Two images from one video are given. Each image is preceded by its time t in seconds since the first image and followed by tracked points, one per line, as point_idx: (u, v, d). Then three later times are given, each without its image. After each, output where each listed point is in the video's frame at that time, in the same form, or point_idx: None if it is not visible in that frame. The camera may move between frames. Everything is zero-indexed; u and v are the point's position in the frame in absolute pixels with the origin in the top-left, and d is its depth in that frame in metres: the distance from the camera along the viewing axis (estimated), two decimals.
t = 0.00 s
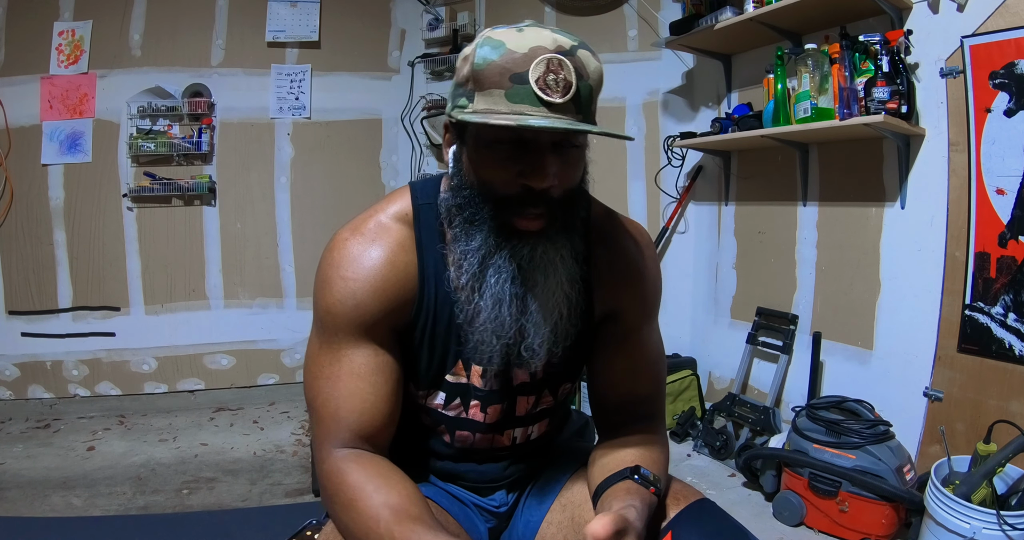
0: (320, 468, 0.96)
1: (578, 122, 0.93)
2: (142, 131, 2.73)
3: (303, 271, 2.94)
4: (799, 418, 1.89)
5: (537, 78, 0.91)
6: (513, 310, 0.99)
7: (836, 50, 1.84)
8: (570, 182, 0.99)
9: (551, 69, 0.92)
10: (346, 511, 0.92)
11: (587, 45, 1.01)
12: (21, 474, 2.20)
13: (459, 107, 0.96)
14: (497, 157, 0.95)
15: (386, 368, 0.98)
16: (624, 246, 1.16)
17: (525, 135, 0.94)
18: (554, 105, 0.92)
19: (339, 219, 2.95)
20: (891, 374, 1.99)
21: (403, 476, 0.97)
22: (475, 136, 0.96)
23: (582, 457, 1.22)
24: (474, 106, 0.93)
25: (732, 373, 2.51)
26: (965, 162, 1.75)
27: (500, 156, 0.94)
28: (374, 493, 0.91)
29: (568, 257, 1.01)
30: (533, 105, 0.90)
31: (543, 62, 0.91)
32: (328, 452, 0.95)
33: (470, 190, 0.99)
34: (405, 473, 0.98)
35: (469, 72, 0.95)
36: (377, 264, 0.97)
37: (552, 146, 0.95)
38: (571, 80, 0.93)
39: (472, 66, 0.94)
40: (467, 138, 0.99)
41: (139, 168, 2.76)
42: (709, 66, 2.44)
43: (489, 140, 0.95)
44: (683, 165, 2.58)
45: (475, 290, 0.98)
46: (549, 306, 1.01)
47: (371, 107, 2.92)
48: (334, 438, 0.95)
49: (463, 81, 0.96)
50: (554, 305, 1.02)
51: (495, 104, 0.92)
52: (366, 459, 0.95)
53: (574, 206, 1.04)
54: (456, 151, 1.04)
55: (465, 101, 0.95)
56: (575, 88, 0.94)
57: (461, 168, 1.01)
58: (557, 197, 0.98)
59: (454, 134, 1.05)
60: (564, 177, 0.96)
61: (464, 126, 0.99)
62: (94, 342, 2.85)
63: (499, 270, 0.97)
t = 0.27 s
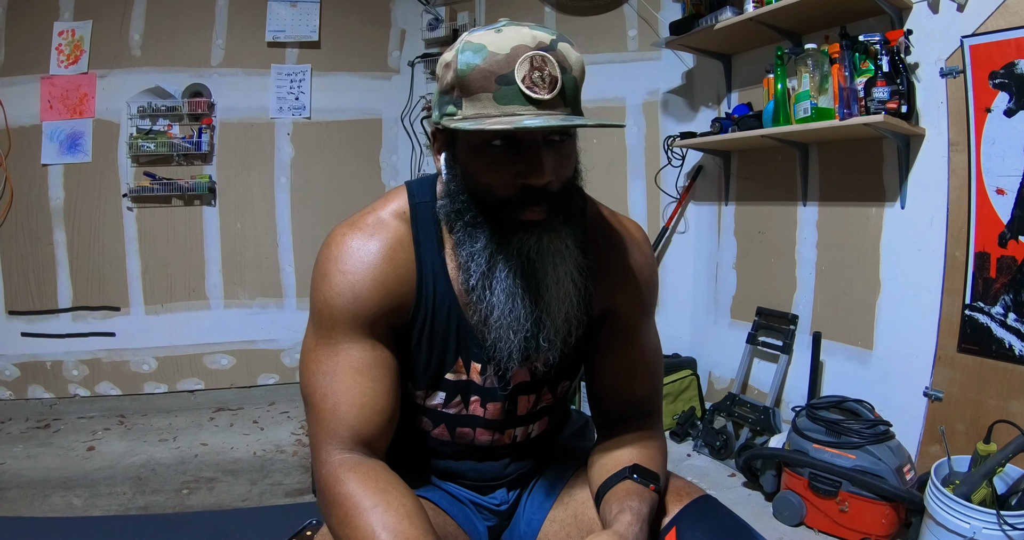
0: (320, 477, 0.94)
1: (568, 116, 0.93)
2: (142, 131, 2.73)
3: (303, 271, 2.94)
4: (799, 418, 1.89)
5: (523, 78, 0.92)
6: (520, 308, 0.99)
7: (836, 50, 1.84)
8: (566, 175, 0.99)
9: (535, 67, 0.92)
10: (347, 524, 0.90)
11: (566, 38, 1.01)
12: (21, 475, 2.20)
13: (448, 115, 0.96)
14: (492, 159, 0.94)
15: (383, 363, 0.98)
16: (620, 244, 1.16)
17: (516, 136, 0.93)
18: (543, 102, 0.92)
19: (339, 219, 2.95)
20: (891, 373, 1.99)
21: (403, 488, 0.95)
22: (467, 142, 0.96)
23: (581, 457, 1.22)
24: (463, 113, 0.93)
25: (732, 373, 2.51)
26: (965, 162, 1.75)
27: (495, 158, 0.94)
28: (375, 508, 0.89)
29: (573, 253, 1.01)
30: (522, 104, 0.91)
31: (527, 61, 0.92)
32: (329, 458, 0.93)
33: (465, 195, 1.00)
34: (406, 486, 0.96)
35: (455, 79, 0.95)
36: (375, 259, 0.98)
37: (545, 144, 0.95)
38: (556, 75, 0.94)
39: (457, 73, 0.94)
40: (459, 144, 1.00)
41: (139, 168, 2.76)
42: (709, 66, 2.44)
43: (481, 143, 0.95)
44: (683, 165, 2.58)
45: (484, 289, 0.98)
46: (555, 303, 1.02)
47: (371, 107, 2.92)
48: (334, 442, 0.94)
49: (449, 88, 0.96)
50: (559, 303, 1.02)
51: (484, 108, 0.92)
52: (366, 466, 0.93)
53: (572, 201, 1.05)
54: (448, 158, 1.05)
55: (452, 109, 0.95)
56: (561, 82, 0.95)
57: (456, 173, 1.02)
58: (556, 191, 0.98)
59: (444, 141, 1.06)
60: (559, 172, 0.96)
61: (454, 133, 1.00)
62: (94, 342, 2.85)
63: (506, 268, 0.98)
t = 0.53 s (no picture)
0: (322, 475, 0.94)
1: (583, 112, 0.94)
2: (142, 131, 2.74)
3: (303, 271, 2.94)
4: (799, 418, 1.89)
5: (542, 71, 0.92)
6: (527, 297, 0.99)
7: (836, 50, 1.84)
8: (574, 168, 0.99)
9: (554, 63, 0.93)
10: (350, 524, 0.89)
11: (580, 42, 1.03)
12: (21, 475, 2.20)
13: (465, 103, 0.95)
14: (507, 149, 0.95)
15: (387, 359, 0.98)
16: (617, 241, 1.16)
17: (532, 127, 0.94)
18: (561, 97, 0.92)
19: (339, 220, 2.95)
20: (891, 373, 1.99)
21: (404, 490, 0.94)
22: (483, 131, 0.96)
23: (582, 456, 1.22)
24: (482, 101, 0.93)
25: (732, 373, 2.51)
26: (965, 162, 1.75)
27: (509, 149, 0.95)
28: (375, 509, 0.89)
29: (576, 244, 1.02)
30: (541, 96, 0.91)
31: (547, 56, 0.92)
32: (331, 455, 0.93)
33: (477, 181, 0.99)
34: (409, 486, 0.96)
35: (473, 69, 0.95)
36: (381, 255, 0.98)
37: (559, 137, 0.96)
38: (573, 73, 0.94)
39: (477, 63, 0.94)
40: (471, 134, 0.99)
41: (139, 168, 2.76)
42: (709, 66, 2.44)
43: (497, 134, 0.95)
44: (683, 165, 2.58)
45: (487, 275, 0.98)
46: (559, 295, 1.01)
47: (371, 107, 2.92)
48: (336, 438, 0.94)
49: (467, 78, 0.95)
50: (564, 292, 1.02)
51: (503, 98, 0.92)
52: (368, 462, 0.94)
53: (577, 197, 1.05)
54: (460, 145, 1.03)
55: (469, 97, 0.94)
56: (577, 80, 0.95)
57: (465, 162, 1.01)
58: (563, 184, 0.99)
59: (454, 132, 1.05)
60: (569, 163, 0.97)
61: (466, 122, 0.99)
62: (94, 342, 2.85)
63: (509, 253, 0.98)
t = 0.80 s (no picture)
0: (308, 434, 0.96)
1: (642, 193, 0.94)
2: (142, 131, 2.74)
3: (303, 271, 2.94)
4: (799, 418, 1.89)
5: (625, 147, 0.89)
6: (531, 319, 1.02)
7: (836, 50, 1.84)
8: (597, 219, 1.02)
9: (639, 141, 0.90)
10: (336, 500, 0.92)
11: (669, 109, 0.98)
12: (21, 475, 2.20)
13: (543, 139, 0.91)
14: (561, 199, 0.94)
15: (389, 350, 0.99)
16: (619, 244, 1.17)
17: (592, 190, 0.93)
18: (628, 176, 0.92)
19: (339, 220, 2.95)
20: (891, 374, 1.99)
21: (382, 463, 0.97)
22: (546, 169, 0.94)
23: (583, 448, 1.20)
24: (559, 150, 0.90)
25: (732, 373, 2.51)
26: (965, 162, 1.75)
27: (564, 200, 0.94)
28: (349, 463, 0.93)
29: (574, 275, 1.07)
30: (612, 171, 0.90)
31: (636, 134, 0.89)
32: (319, 418, 0.95)
33: (515, 203, 0.99)
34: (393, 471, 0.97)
35: (564, 112, 0.90)
36: (392, 247, 0.99)
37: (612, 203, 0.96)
38: (647, 153, 0.92)
39: (571, 110, 0.89)
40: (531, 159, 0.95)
41: (139, 168, 2.76)
42: (710, 66, 2.44)
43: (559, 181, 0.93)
44: (683, 165, 2.59)
45: (500, 296, 1.01)
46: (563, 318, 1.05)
47: (371, 107, 2.92)
48: (325, 400, 0.95)
49: (553, 115, 0.90)
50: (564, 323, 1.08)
51: (581, 158, 0.89)
52: (352, 430, 0.95)
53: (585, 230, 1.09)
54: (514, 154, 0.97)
55: (550, 137, 0.90)
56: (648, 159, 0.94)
57: (517, 180, 0.98)
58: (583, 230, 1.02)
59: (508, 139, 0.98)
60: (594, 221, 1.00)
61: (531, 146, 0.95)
62: (94, 342, 2.85)
63: (523, 281, 1.01)
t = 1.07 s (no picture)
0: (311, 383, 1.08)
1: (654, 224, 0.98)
2: (142, 131, 2.74)
3: (303, 271, 2.93)
4: (799, 418, 1.89)
5: (646, 181, 0.92)
6: (532, 326, 1.04)
7: (836, 50, 1.84)
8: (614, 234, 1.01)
9: (660, 177, 0.93)
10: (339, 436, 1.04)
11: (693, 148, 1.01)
12: (21, 475, 2.20)
13: (568, 162, 0.94)
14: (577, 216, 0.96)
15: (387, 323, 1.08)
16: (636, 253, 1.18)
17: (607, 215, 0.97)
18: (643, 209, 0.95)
19: (338, 220, 2.95)
20: (891, 374, 1.99)
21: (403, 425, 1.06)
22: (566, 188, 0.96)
23: (592, 451, 1.19)
24: (583, 175, 0.93)
25: (732, 373, 2.51)
26: (965, 161, 1.75)
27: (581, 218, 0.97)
28: (361, 413, 1.03)
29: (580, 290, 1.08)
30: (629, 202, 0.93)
31: (659, 169, 0.92)
32: (320, 370, 1.08)
33: (530, 218, 1.01)
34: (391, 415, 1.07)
35: (592, 139, 0.92)
36: (401, 229, 1.06)
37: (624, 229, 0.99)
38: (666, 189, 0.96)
39: (600, 140, 0.92)
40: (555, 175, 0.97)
41: (139, 168, 2.76)
42: (710, 66, 2.44)
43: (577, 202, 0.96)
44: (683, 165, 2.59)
45: (504, 307, 1.03)
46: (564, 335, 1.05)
47: (371, 107, 2.92)
48: (325, 354, 1.08)
49: (580, 140, 0.93)
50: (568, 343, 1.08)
51: (602, 187, 0.93)
52: (350, 379, 1.07)
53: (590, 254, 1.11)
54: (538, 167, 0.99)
55: (576, 161, 0.93)
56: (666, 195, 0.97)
57: (532, 195, 1.00)
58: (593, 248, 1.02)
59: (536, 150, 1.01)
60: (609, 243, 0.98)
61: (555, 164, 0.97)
62: (94, 341, 2.85)
63: (525, 295, 1.03)
